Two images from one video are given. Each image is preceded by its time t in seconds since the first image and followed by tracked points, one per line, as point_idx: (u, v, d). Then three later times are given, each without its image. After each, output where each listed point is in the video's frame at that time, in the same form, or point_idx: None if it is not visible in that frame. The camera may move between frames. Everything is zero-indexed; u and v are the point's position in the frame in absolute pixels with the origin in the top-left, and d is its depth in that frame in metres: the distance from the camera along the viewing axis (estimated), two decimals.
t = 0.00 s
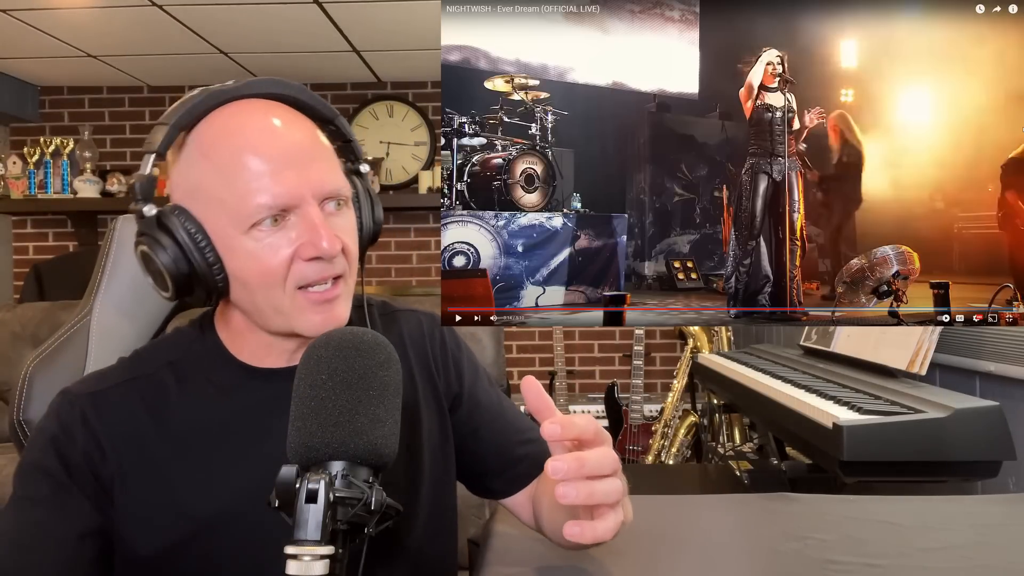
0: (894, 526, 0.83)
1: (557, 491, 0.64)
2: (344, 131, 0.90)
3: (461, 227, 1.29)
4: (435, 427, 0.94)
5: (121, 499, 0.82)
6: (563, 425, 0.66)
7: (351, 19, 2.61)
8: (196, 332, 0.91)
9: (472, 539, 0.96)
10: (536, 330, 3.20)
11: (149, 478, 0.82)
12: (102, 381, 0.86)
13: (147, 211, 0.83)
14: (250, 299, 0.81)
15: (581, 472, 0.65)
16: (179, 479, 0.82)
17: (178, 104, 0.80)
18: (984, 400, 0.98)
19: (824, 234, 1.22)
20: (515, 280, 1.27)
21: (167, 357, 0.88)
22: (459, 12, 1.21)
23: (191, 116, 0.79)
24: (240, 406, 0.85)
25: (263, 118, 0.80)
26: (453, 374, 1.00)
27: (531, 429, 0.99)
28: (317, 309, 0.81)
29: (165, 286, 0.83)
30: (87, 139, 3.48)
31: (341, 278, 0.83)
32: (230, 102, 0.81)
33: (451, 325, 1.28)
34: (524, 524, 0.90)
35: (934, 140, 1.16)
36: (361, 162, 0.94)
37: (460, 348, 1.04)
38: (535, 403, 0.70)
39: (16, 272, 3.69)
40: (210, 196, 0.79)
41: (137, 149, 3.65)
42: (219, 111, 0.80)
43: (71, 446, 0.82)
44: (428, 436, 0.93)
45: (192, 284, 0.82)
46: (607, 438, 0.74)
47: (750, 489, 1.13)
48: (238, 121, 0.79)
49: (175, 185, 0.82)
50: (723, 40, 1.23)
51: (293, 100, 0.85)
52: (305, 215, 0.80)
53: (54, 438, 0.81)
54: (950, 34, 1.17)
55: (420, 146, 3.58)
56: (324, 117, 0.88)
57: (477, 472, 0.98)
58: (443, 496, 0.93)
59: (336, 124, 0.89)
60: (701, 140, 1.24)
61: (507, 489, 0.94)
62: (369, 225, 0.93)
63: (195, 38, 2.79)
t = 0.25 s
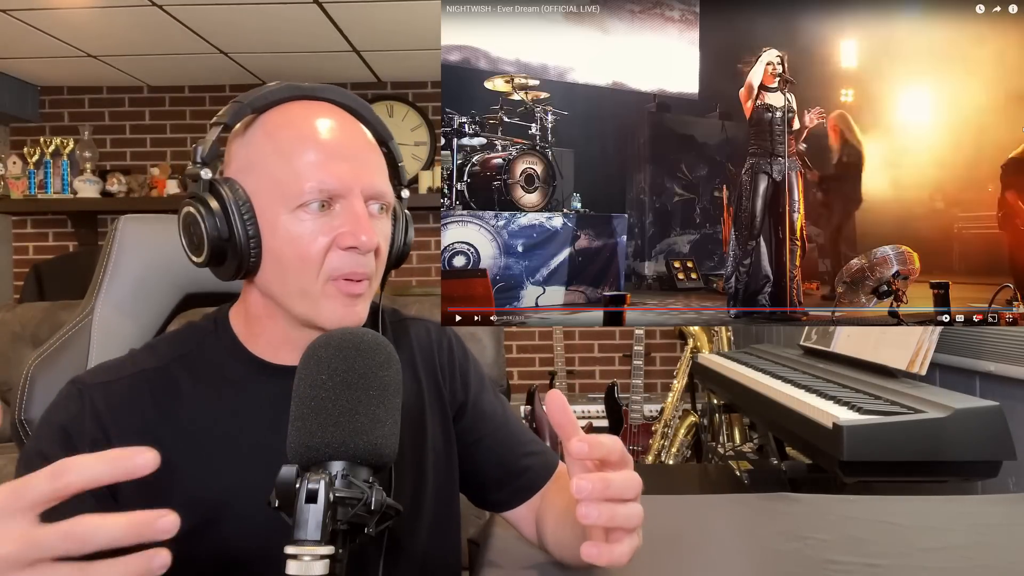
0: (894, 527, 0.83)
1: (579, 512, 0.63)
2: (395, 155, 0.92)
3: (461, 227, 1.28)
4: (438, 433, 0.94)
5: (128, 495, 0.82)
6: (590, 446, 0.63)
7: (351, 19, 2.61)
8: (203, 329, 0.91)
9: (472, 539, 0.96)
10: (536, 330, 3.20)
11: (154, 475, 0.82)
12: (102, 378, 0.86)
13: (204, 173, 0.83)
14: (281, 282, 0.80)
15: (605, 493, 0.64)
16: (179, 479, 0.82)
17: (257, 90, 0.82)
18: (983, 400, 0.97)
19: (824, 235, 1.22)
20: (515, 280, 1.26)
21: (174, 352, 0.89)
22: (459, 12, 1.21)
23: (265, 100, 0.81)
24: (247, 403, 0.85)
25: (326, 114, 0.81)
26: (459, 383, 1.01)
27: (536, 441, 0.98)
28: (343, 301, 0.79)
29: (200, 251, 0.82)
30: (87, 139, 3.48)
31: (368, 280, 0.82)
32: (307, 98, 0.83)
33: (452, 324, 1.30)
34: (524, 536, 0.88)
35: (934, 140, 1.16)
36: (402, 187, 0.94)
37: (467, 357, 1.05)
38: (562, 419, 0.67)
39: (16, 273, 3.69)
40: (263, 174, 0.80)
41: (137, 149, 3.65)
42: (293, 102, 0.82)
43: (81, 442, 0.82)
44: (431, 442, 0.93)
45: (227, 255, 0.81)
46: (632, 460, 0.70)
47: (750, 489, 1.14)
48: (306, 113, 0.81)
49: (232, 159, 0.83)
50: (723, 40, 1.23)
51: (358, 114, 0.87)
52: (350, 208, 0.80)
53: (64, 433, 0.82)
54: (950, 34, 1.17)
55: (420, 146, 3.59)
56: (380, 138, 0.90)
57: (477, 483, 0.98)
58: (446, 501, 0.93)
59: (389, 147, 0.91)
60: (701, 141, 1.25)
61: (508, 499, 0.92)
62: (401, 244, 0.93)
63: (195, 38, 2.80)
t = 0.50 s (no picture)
0: (894, 526, 0.83)
1: (573, 516, 0.62)
2: (365, 145, 0.90)
3: (460, 227, 1.29)
4: (431, 434, 0.93)
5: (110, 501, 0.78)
6: (585, 449, 0.64)
7: (351, 19, 2.61)
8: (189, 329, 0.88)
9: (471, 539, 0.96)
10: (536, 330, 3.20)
11: (143, 478, 0.79)
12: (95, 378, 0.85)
13: (171, 179, 0.80)
14: (263, 285, 0.78)
15: (599, 498, 0.64)
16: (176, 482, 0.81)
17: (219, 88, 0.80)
18: (983, 400, 0.97)
19: (824, 235, 1.22)
20: (515, 280, 1.27)
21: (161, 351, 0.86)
22: (459, 12, 1.21)
23: (228, 99, 0.78)
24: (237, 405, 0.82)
25: (295, 108, 0.79)
26: (451, 384, 0.98)
27: (530, 439, 0.97)
28: (327, 300, 0.78)
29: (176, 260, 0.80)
30: (87, 139, 3.48)
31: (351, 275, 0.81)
32: (270, 91, 0.80)
33: (451, 325, 1.29)
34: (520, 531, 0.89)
35: (934, 140, 1.16)
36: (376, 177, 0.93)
37: (459, 356, 1.03)
38: (557, 418, 0.67)
39: (16, 273, 3.69)
40: (234, 176, 0.77)
41: (137, 149, 3.65)
42: (257, 97, 0.79)
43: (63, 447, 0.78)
44: (423, 443, 0.92)
45: (205, 261, 0.78)
46: (627, 464, 0.70)
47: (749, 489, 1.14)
48: (274, 108, 0.78)
49: (199, 162, 0.80)
50: (723, 40, 1.23)
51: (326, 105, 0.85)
52: (328, 205, 0.78)
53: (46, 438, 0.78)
54: (950, 34, 1.17)
55: (420, 146, 3.59)
56: (348, 127, 0.88)
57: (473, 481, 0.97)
58: (439, 501, 0.93)
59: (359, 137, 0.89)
60: (701, 140, 1.24)
61: (504, 496, 0.92)
62: (379, 235, 0.92)
63: (195, 38, 2.79)
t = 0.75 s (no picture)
0: (894, 526, 0.83)
1: (575, 535, 0.60)
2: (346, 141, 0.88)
3: (460, 227, 1.29)
4: (427, 435, 0.93)
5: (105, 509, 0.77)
6: (587, 464, 0.63)
7: (351, 19, 2.61)
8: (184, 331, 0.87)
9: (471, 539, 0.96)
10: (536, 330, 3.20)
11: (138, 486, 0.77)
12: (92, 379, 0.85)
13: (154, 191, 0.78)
14: (253, 293, 0.76)
15: (602, 515, 0.64)
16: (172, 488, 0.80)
17: (196, 92, 0.78)
18: (983, 400, 0.96)
19: (824, 235, 1.22)
20: (515, 280, 1.28)
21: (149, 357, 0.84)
22: (460, 12, 1.22)
23: (207, 105, 0.77)
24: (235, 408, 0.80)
25: (279, 112, 0.77)
26: (447, 384, 0.98)
27: (526, 437, 0.97)
28: (320, 305, 0.75)
29: (164, 273, 0.78)
30: (87, 139, 3.48)
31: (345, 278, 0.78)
32: (250, 96, 0.78)
33: (452, 325, 1.30)
34: (516, 527, 0.90)
35: (934, 140, 1.16)
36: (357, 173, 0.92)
37: (455, 355, 1.02)
38: (556, 428, 0.66)
39: (16, 273, 3.69)
40: (218, 184, 0.75)
41: (137, 149, 3.65)
42: (239, 103, 0.78)
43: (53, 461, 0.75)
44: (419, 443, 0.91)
45: (194, 272, 0.77)
46: (628, 474, 0.70)
47: (750, 489, 1.14)
48: (256, 113, 0.76)
49: (183, 172, 0.78)
50: (723, 40, 1.23)
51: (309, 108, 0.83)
52: (317, 209, 0.75)
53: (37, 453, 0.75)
54: (950, 34, 1.17)
55: (420, 146, 3.59)
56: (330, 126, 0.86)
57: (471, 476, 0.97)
58: (437, 501, 0.92)
59: (341, 134, 0.87)
60: (701, 140, 1.24)
61: (499, 496, 0.93)
62: (365, 234, 0.92)
63: (196, 38, 2.79)
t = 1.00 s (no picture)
0: (895, 526, 0.83)
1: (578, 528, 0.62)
2: (350, 143, 0.89)
3: (461, 227, 1.29)
4: (429, 435, 0.93)
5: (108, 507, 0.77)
6: (588, 457, 0.64)
7: (351, 19, 2.61)
8: (186, 331, 0.87)
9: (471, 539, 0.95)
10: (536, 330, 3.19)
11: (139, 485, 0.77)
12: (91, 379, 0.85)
13: (161, 190, 0.78)
14: (258, 292, 0.76)
15: (604, 509, 0.63)
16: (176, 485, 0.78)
17: (203, 93, 0.78)
18: (983, 401, 0.96)
19: (824, 235, 1.22)
20: (515, 280, 1.28)
21: (148, 357, 0.84)
22: (460, 12, 1.22)
23: (213, 104, 0.77)
24: (235, 408, 0.80)
25: (284, 113, 0.77)
26: (449, 385, 0.97)
27: (528, 437, 0.97)
28: (325, 303, 0.76)
29: (168, 272, 0.78)
30: (87, 139, 3.48)
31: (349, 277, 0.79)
32: (256, 96, 0.78)
33: (452, 325, 1.30)
34: (519, 529, 0.90)
35: (934, 140, 1.16)
36: (363, 174, 0.92)
37: (457, 356, 1.02)
38: (558, 424, 0.67)
39: (16, 273, 3.69)
40: (224, 183, 0.76)
41: (137, 149, 3.65)
42: (244, 102, 0.78)
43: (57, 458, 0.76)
44: (421, 444, 0.91)
45: (199, 271, 0.77)
46: (629, 470, 0.70)
47: (749, 489, 1.15)
48: (262, 113, 0.77)
49: (189, 171, 0.78)
50: (723, 40, 1.24)
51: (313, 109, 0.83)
52: (322, 208, 0.76)
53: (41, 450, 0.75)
54: (950, 34, 1.17)
55: (420, 146, 3.59)
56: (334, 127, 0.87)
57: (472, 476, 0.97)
58: (438, 501, 0.92)
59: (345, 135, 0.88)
60: (701, 140, 1.24)
61: (502, 496, 0.93)
62: (370, 235, 0.92)
63: (196, 38, 2.79)
